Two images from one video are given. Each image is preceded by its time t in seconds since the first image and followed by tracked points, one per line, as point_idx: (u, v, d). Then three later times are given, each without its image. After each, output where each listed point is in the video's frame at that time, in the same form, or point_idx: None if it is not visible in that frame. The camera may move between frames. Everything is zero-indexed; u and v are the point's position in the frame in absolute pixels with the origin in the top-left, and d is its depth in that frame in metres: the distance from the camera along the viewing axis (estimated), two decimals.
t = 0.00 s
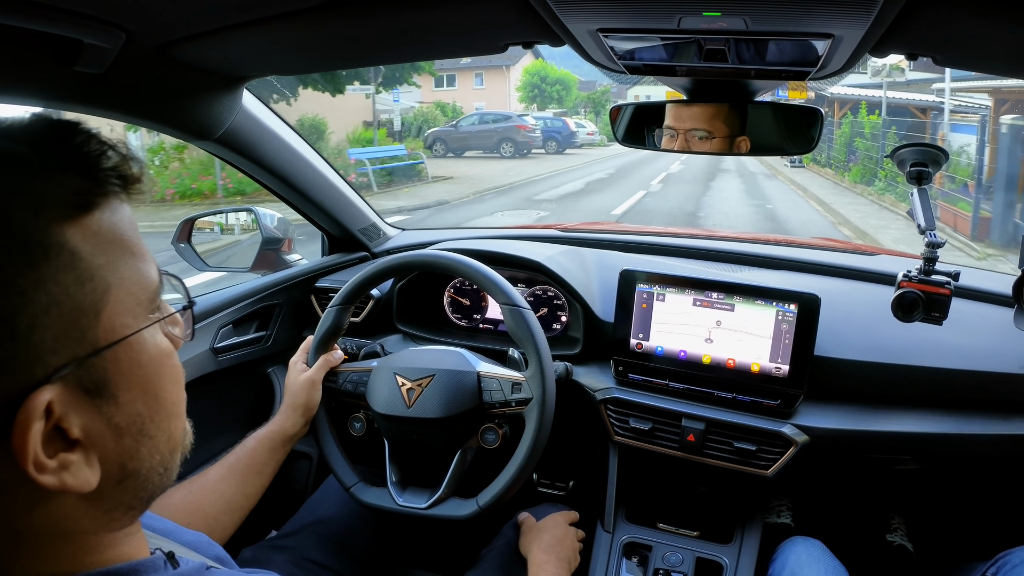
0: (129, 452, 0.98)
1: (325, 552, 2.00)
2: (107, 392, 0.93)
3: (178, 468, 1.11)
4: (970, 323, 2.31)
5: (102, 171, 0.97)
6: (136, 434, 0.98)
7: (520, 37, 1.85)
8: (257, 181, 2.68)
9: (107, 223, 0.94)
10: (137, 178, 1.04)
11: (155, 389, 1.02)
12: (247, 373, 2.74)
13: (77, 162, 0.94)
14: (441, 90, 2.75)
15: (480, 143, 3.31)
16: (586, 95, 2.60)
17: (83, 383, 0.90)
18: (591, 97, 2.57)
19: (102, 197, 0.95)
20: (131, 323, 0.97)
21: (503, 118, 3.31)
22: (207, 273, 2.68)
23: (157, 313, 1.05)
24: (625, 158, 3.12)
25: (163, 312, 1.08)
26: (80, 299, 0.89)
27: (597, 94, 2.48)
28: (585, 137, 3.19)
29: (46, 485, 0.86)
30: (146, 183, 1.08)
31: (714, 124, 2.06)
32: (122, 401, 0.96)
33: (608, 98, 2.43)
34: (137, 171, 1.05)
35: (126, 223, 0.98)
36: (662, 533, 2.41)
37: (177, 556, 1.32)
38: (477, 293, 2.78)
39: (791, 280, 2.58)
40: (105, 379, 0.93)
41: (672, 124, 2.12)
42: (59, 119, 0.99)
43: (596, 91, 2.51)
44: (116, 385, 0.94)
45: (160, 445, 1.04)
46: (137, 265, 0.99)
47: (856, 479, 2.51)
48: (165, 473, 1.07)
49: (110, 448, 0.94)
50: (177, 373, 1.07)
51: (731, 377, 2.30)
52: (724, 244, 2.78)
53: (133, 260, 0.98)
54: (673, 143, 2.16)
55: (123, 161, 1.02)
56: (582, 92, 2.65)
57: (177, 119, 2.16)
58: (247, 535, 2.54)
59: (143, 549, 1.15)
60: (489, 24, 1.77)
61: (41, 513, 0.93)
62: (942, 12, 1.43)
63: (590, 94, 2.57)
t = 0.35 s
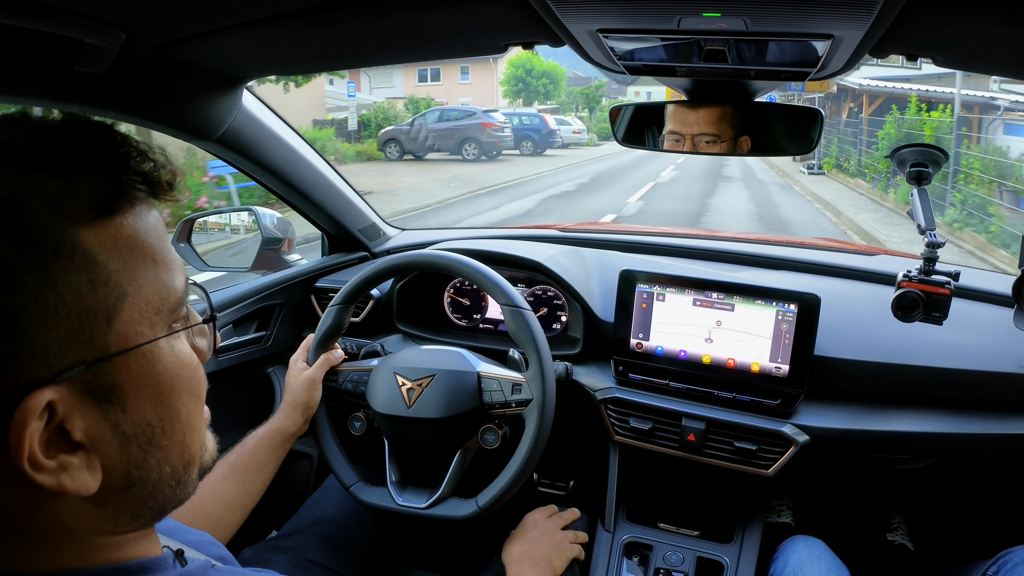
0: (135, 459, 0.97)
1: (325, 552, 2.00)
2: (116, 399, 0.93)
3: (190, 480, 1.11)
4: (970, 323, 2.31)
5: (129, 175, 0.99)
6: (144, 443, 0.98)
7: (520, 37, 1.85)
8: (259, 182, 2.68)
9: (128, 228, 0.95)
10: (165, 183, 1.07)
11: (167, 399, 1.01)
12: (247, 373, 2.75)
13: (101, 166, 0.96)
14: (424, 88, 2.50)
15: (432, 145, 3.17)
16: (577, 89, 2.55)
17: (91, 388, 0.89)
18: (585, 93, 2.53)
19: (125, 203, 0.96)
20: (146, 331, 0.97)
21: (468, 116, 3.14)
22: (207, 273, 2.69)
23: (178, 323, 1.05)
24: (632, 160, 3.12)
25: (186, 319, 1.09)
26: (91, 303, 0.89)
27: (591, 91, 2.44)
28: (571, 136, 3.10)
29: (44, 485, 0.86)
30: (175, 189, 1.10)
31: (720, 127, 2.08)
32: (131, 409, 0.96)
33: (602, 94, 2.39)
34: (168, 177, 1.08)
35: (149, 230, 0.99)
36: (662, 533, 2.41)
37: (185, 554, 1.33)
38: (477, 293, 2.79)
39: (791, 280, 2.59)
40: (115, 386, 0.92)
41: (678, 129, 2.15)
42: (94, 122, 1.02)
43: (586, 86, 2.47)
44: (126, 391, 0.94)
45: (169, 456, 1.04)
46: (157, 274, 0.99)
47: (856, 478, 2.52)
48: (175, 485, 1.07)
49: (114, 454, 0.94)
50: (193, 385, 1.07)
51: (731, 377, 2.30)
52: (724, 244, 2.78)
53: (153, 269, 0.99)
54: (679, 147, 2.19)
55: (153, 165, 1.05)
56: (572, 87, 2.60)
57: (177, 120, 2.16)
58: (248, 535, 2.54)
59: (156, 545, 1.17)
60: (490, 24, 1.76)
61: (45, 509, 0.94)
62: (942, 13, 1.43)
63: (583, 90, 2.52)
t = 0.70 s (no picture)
0: (121, 450, 0.99)
1: (324, 552, 2.00)
2: (99, 390, 0.95)
3: (171, 465, 1.13)
4: (970, 323, 2.31)
5: (87, 165, 0.99)
6: (128, 430, 1.00)
7: (520, 37, 1.85)
8: (257, 180, 2.68)
9: (91, 219, 0.95)
10: (120, 170, 1.07)
11: (143, 385, 1.03)
12: (247, 373, 2.75)
13: (57, 159, 0.96)
14: (406, 83, 2.55)
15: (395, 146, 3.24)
16: (567, 90, 2.60)
17: (74, 382, 0.91)
18: (575, 93, 2.60)
19: (85, 193, 0.96)
20: (120, 319, 0.98)
21: (417, 114, 3.26)
22: (207, 272, 2.69)
23: (146, 308, 1.06)
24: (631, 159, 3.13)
25: (155, 307, 1.10)
26: (68, 299, 0.90)
27: (581, 88, 2.50)
28: (551, 136, 3.33)
29: (41, 486, 0.87)
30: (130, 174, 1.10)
31: (716, 122, 2.08)
32: (113, 398, 0.98)
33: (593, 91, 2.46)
34: (122, 164, 1.08)
35: (111, 219, 1.00)
36: (661, 533, 2.41)
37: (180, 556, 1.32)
38: (477, 293, 2.79)
39: (791, 281, 2.59)
40: (96, 377, 0.94)
41: (675, 121, 2.13)
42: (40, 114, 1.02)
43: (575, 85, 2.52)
44: (107, 381, 0.96)
45: (152, 441, 1.06)
46: (124, 261, 1.01)
47: (856, 479, 2.52)
48: (160, 469, 1.10)
49: (103, 446, 0.95)
50: (166, 369, 1.09)
51: (731, 377, 2.30)
52: (724, 245, 2.79)
53: (120, 257, 1.00)
54: (676, 142, 2.19)
55: (109, 154, 1.05)
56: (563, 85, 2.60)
57: (175, 120, 2.16)
58: (247, 534, 2.55)
59: (144, 549, 1.17)
60: (490, 24, 1.76)
61: (38, 516, 0.93)
62: (942, 14, 1.43)
63: (573, 90, 2.58)
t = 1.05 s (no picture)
0: (139, 440, 1.01)
1: (324, 552, 2.00)
2: (119, 380, 0.97)
3: (178, 458, 1.14)
4: (969, 324, 2.31)
5: (103, 167, 0.99)
6: (146, 421, 1.02)
7: (520, 37, 1.85)
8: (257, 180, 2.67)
9: (110, 216, 0.96)
10: (133, 173, 1.07)
11: (158, 377, 1.05)
12: (247, 373, 2.75)
13: (77, 157, 0.96)
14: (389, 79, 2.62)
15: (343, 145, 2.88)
16: (558, 90, 2.72)
17: (96, 371, 0.93)
18: (569, 92, 2.71)
19: (104, 190, 0.97)
20: (138, 312, 1.00)
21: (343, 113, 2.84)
22: (207, 273, 2.67)
23: (159, 303, 1.08)
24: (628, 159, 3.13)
25: (165, 304, 1.11)
26: (91, 290, 0.92)
27: (575, 85, 2.61)
28: (527, 139, 3.31)
29: (67, 472, 0.89)
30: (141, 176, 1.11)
31: (709, 125, 2.07)
32: (132, 388, 1.00)
33: (588, 89, 2.57)
34: (134, 166, 1.08)
35: (126, 215, 1.01)
36: (661, 533, 2.41)
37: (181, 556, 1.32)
38: (477, 293, 2.79)
39: (790, 281, 2.59)
40: (116, 367, 0.96)
41: (668, 123, 2.14)
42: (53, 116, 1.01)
43: (570, 83, 2.63)
44: (127, 372, 0.98)
45: (165, 432, 1.08)
46: (141, 256, 1.03)
47: (855, 479, 2.52)
48: (170, 462, 1.11)
49: (124, 436, 0.98)
50: (177, 363, 1.10)
51: (730, 377, 2.30)
52: (724, 245, 2.79)
53: (136, 251, 1.02)
54: (669, 144, 2.18)
55: (121, 157, 1.05)
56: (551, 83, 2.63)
57: (178, 120, 2.16)
58: (247, 534, 2.55)
59: (151, 546, 1.14)
60: (490, 24, 1.76)
61: (57, 508, 0.94)
62: (942, 14, 1.43)
63: (566, 91, 2.69)
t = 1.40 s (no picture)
0: (140, 446, 1.01)
1: (323, 552, 2.01)
2: (121, 388, 0.97)
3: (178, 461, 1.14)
4: (970, 323, 2.31)
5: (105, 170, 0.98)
6: (146, 428, 1.02)
7: (520, 37, 1.85)
8: (257, 180, 2.67)
9: (112, 222, 0.96)
10: (136, 174, 1.06)
11: (160, 381, 1.05)
12: (247, 373, 2.75)
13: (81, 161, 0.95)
14: (363, 79, 2.59)
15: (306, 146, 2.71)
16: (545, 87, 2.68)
17: (98, 380, 0.93)
18: (562, 92, 2.68)
19: (107, 194, 0.97)
20: (140, 319, 1.00)
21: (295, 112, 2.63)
22: (207, 273, 2.69)
23: (159, 307, 1.08)
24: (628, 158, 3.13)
25: (165, 306, 1.11)
26: (94, 299, 0.92)
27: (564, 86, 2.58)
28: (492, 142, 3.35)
29: (71, 481, 0.89)
30: (144, 177, 1.09)
31: (711, 125, 2.08)
32: (134, 396, 1.00)
33: (584, 89, 2.54)
34: (136, 167, 1.06)
35: (128, 221, 1.01)
36: (662, 533, 2.41)
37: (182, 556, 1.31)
38: (477, 293, 2.79)
39: (790, 280, 2.59)
40: (118, 375, 0.96)
41: (670, 122, 2.14)
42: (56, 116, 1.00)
43: (556, 82, 2.57)
44: (129, 379, 0.98)
45: (165, 438, 1.08)
46: (142, 261, 1.02)
47: (856, 478, 2.52)
48: (170, 466, 1.11)
49: (125, 443, 0.98)
50: (179, 366, 1.10)
51: (730, 377, 2.30)
52: (724, 244, 2.78)
53: (138, 256, 1.01)
54: (671, 142, 2.20)
55: (125, 158, 1.03)
56: (539, 79, 2.62)
57: (177, 120, 2.16)
58: (248, 535, 2.55)
59: (147, 544, 1.14)
60: (490, 24, 1.76)
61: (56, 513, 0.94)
62: (942, 13, 1.43)
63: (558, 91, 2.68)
